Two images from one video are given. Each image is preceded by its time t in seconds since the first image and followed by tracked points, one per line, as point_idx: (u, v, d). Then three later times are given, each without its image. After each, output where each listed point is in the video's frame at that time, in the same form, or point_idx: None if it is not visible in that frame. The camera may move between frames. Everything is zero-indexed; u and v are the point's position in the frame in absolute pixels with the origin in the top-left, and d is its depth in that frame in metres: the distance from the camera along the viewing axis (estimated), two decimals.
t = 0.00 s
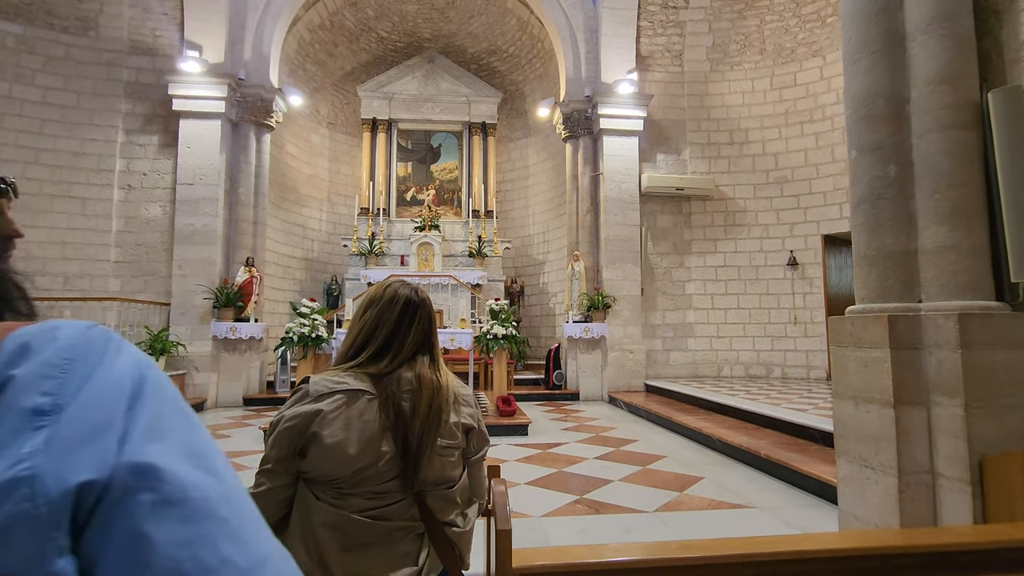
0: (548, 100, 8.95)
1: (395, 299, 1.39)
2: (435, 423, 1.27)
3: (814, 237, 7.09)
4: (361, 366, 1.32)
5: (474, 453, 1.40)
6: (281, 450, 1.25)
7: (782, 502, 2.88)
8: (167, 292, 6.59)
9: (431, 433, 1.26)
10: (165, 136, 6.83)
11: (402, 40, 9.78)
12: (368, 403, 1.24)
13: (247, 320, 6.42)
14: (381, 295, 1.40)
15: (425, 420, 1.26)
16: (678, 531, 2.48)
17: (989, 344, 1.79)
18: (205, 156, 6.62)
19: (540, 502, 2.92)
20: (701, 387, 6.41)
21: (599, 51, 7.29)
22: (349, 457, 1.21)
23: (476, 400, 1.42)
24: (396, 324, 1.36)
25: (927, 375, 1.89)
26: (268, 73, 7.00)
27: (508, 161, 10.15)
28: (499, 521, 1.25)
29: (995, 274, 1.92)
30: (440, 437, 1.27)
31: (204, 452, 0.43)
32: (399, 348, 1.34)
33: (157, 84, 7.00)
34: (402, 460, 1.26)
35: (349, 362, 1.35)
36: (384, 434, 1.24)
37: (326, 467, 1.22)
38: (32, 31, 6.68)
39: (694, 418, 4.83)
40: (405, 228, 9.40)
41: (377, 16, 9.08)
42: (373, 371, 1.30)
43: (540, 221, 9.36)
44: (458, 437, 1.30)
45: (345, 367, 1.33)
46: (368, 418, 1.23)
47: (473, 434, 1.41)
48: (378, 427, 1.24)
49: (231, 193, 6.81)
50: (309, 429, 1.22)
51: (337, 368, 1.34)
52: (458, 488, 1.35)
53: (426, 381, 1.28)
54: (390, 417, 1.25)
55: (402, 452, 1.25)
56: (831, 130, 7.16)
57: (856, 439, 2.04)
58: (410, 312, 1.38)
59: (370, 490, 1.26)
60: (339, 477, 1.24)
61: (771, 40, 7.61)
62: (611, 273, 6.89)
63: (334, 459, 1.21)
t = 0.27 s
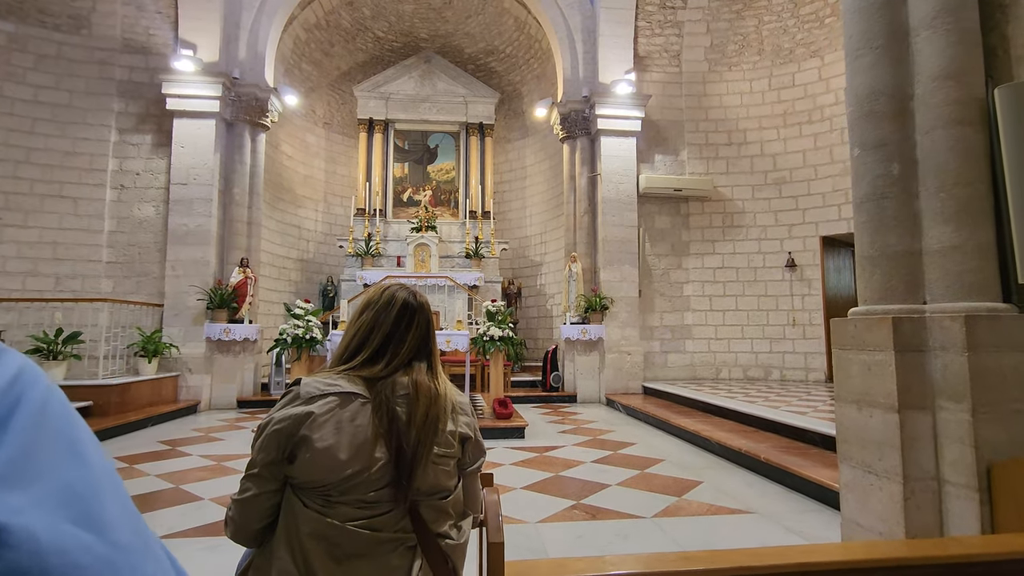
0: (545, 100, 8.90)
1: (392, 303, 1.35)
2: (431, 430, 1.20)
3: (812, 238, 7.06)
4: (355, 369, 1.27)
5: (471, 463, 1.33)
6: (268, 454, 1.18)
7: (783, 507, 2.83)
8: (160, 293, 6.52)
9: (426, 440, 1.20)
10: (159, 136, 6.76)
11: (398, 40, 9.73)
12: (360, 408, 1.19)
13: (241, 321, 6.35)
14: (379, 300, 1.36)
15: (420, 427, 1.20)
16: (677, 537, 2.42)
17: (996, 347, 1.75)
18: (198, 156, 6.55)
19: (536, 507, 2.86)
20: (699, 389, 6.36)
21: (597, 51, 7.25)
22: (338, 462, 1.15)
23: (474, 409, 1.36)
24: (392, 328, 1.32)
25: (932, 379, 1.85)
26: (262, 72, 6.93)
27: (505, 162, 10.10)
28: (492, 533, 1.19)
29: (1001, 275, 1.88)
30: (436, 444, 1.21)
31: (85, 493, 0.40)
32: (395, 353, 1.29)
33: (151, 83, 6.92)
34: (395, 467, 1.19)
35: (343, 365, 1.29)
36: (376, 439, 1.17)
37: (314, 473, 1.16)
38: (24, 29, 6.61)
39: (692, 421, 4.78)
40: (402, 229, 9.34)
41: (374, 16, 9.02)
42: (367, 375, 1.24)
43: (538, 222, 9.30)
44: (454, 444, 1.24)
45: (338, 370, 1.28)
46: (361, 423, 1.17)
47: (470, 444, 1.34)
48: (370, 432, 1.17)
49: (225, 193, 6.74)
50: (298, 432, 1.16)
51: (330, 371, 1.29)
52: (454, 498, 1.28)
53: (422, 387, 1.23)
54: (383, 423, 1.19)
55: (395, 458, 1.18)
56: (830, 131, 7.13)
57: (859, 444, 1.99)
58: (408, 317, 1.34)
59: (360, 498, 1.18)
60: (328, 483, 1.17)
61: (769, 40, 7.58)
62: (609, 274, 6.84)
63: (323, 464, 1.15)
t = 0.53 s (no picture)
0: (543, 100, 8.89)
1: (395, 301, 1.31)
2: (440, 430, 1.18)
3: (809, 238, 7.07)
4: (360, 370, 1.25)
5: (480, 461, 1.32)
6: (275, 454, 1.17)
7: (784, 506, 2.83)
8: (156, 292, 6.48)
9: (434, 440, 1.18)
10: (154, 133, 6.72)
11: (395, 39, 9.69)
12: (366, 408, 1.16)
13: (237, 320, 6.32)
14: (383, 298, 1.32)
15: (427, 427, 1.18)
16: (679, 536, 2.42)
17: (999, 345, 1.75)
18: (194, 154, 6.51)
19: (537, 507, 2.86)
20: (696, 388, 6.37)
21: (595, 51, 7.24)
22: (346, 462, 1.13)
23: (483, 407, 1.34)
24: (396, 329, 1.28)
25: (936, 377, 1.85)
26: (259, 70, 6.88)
27: (503, 162, 10.08)
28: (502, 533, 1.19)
29: (1005, 274, 1.88)
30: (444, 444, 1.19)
31: (121, 493, 0.38)
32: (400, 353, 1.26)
33: (146, 81, 6.88)
34: (406, 467, 1.17)
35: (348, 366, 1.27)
36: (384, 440, 1.15)
37: (322, 473, 1.14)
38: (19, 26, 6.56)
39: (691, 420, 4.78)
40: (399, 228, 9.32)
41: (371, 14, 8.99)
42: (372, 376, 1.22)
43: (535, 222, 9.29)
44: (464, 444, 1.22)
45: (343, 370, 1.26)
46: (368, 423, 1.15)
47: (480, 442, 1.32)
48: (378, 432, 1.15)
49: (222, 191, 6.69)
50: (306, 432, 1.15)
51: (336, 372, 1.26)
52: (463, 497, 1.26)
53: (428, 388, 1.21)
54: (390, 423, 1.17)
55: (405, 458, 1.16)
56: (827, 131, 7.15)
57: (862, 443, 1.99)
58: (412, 315, 1.29)
59: (369, 497, 1.17)
60: (336, 483, 1.15)
61: (767, 40, 7.59)
62: (606, 274, 6.84)
63: (330, 464, 1.13)
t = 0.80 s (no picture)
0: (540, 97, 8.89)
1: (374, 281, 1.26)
2: (424, 413, 1.18)
3: (805, 235, 7.11)
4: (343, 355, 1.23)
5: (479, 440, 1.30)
6: (266, 447, 1.19)
7: (779, 499, 2.85)
8: (151, 289, 6.45)
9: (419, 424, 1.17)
10: (150, 130, 6.69)
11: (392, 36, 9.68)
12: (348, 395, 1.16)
13: (234, 317, 6.30)
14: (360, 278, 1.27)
15: (411, 412, 1.16)
16: (676, 528, 2.44)
17: (992, 336, 1.78)
18: (190, 150, 6.48)
19: (535, 499, 2.87)
20: (692, 385, 6.40)
21: (592, 48, 7.25)
22: (334, 451, 1.14)
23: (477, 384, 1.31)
24: (374, 307, 1.23)
25: (930, 368, 1.87)
26: (256, 67, 6.86)
27: (499, 159, 10.08)
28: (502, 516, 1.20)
29: (999, 265, 1.90)
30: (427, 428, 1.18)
31: (166, 411, 0.37)
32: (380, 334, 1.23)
33: (142, 76, 6.85)
34: (396, 451, 1.19)
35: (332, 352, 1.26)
36: (367, 426, 1.15)
37: (312, 464, 1.16)
38: (13, 21, 6.52)
39: (687, 415, 4.81)
40: (395, 226, 9.30)
41: (367, 11, 8.97)
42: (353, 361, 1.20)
43: (532, 219, 9.29)
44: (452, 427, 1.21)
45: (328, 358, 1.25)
46: (350, 411, 1.15)
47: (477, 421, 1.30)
48: (362, 420, 1.15)
49: (218, 188, 6.66)
50: (291, 424, 1.15)
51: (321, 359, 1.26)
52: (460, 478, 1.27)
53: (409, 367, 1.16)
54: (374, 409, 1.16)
55: (392, 443, 1.18)
56: (822, 130, 7.19)
57: (857, 433, 2.01)
58: (390, 295, 1.25)
59: (361, 483, 1.19)
60: (327, 471, 1.17)
61: (763, 39, 7.62)
62: (603, 271, 6.85)
63: (318, 455, 1.14)
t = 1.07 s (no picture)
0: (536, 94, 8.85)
1: (345, 273, 1.28)
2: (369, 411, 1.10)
3: (802, 233, 7.10)
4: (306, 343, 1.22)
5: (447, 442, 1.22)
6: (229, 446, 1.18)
7: (776, 497, 2.83)
8: (145, 287, 6.40)
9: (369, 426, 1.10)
10: (143, 126, 6.63)
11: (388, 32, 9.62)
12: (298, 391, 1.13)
13: (229, 315, 6.27)
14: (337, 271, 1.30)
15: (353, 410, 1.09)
16: (672, 526, 2.42)
17: (990, 333, 1.76)
18: (184, 147, 6.43)
19: (530, 498, 2.85)
20: (690, 382, 6.38)
21: (589, 45, 7.22)
22: (285, 456, 1.10)
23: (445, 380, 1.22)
24: (342, 295, 1.24)
25: (927, 365, 1.85)
26: (251, 63, 6.81)
27: (496, 157, 10.05)
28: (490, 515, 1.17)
29: (997, 262, 1.88)
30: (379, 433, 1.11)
31: (85, 410, 0.36)
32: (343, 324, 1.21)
33: (135, 72, 6.79)
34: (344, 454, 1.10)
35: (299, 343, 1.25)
36: (318, 428, 1.10)
37: (266, 466, 1.12)
38: (5, 16, 6.45)
39: (683, 413, 4.79)
40: (392, 223, 9.27)
41: (364, 7, 8.92)
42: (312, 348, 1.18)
43: (529, 217, 9.26)
44: (410, 430, 1.13)
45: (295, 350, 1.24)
46: (298, 410, 1.10)
47: (444, 420, 1.22)
48: (312, 422, 1.10)
49: (213, 184, 6.61)
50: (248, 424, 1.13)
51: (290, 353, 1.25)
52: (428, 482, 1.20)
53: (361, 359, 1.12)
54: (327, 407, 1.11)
55: (337, 444, 1.10)
56: (820, 127, 7.17)
57: (854, 431, 1.99)
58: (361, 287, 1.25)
59: (320, 487, 1.14)
60: (282, 474, 1.13)
61: (760, 36, 7.60)
62: (600, 269, 6.83)
63: (270, 457, 1.11)
